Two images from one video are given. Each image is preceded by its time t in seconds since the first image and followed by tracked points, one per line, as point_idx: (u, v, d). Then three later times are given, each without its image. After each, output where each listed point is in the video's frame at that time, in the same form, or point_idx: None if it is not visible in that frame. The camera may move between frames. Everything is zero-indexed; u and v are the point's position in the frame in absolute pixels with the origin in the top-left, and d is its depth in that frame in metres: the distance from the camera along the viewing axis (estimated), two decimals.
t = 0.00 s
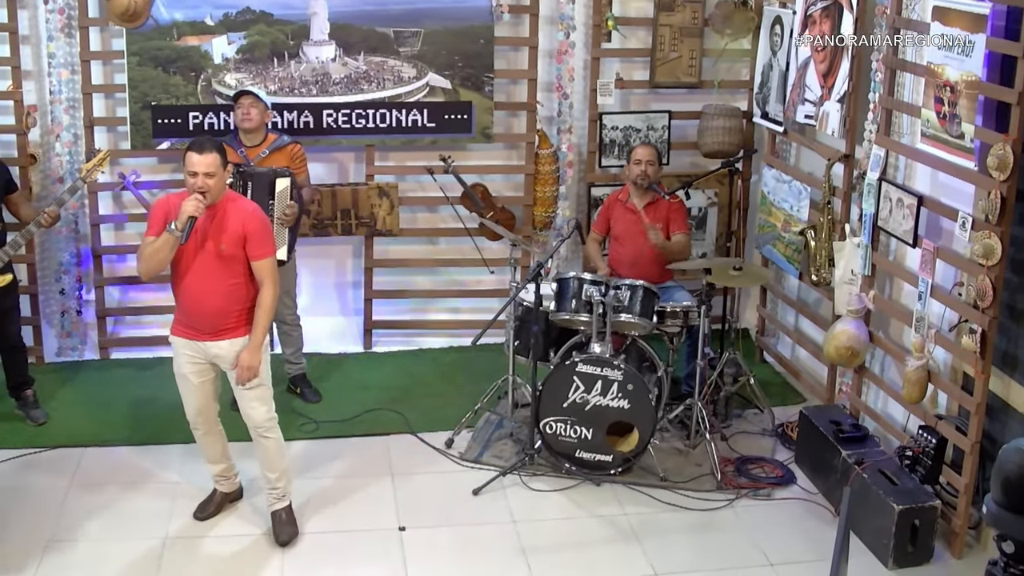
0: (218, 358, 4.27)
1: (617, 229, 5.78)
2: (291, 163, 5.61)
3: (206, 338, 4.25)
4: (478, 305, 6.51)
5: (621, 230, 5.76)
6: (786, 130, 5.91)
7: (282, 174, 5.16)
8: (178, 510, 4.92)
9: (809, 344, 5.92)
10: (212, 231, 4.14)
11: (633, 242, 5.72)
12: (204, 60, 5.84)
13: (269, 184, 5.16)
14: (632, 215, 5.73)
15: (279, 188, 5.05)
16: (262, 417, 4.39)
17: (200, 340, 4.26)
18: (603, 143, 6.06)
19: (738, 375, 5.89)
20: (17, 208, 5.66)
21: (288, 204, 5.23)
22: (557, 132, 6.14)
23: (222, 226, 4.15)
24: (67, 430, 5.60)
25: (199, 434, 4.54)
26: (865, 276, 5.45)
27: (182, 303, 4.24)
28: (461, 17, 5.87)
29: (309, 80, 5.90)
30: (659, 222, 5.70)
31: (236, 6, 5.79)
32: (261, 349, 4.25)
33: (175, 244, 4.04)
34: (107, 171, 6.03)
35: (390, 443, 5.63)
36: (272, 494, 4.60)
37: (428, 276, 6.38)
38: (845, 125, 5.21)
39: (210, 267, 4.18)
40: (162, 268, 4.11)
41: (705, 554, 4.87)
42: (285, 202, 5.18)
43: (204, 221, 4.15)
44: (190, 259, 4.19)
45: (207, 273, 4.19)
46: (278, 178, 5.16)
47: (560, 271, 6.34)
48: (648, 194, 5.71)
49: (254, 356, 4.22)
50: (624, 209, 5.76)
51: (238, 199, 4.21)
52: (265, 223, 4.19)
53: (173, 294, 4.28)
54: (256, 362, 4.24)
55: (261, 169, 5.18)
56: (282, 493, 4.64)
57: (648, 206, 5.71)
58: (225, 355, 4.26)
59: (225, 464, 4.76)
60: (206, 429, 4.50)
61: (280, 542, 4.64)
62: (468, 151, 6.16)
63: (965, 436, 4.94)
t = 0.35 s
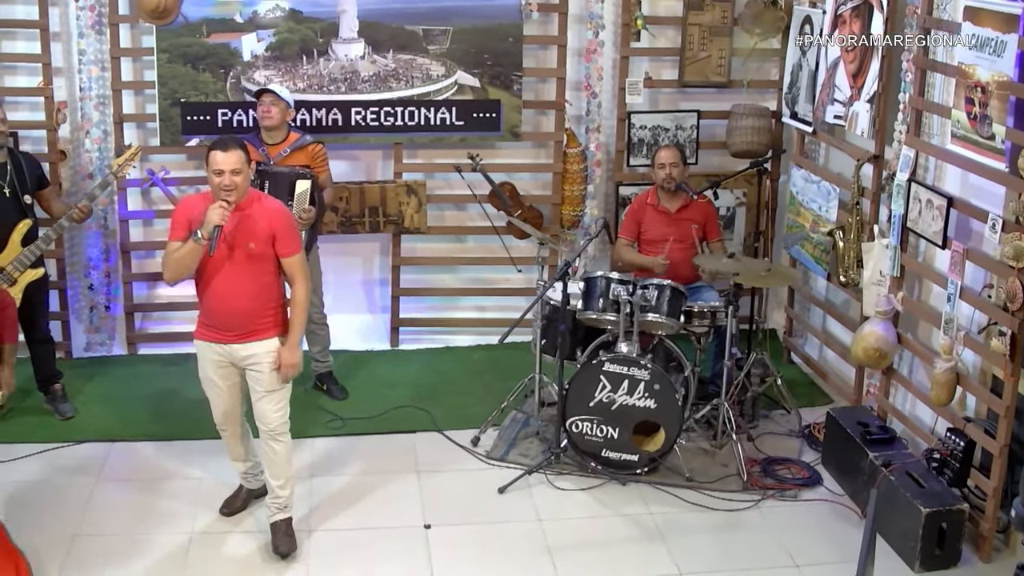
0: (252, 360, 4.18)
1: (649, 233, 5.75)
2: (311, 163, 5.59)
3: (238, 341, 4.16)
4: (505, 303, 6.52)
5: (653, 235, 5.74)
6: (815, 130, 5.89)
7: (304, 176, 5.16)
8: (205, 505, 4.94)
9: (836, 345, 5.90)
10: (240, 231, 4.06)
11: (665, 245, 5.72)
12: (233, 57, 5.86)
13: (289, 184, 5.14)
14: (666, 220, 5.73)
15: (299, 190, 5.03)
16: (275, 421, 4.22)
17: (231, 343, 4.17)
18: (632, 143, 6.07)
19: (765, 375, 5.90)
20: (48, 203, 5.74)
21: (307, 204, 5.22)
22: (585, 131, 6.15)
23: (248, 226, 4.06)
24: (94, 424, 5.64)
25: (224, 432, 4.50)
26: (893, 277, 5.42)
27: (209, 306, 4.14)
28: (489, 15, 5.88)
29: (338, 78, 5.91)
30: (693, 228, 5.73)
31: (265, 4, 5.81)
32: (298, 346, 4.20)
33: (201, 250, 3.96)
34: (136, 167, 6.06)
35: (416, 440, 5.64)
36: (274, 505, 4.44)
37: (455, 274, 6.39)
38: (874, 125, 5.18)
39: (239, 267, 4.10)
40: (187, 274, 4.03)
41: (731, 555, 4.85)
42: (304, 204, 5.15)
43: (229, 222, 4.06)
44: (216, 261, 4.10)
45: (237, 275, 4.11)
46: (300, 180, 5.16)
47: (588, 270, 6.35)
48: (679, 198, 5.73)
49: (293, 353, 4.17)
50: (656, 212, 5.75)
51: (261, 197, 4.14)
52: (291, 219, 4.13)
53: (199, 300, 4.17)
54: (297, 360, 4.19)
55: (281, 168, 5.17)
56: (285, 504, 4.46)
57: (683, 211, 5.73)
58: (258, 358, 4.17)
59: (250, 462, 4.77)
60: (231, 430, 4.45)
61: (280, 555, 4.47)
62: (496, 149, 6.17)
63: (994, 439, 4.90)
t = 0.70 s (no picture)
0: (292, 373, 4.14)
1: (682, 236, 5.73)
2: (334, 164, 5.60)
3: (278, 353, 4.13)
4: (536, 304, 6.53)
5: (687, 237, 5.72)
6: (849, 132, 5.87)
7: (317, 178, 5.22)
8: (236, 502, 4.95)
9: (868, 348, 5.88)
10: (283, 243, 4.02)
11: (700, 247, 5.71)
12: (267, 56, 5.88)
13: (303, 186, 5.21)
14: (700, 222, 5.72)
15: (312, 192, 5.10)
16: (312, 433, 4.14)
17: (271, 355, 4.13)
18: (665, 144, 6.07)
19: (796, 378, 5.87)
20: (87, 199, 5.76)
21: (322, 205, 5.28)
22: (617, 132, 6.16)
23: (292, 236, 4.02)
24: (126, 421, 5.66)
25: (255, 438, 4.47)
26: (926, 281, 5.38)
27: (250, 316, 4.11)
28: (523, 15, 5.89)
29: (370, 77, 5.93)
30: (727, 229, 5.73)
31: (299, 3, 5.84)
32: (338, 361, 4.14)
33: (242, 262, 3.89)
34: (169, 165, 6.09)
35: (446, 440, 5.65)
36: (304, 512, 4.45)
37: (486, 274, 6.41)
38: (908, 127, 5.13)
39: (281, 278, 4.06)
40: (227, 286, 4.00)
41: (761, 558, 4.83)
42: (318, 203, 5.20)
43: (273, 232, 4.02)
44: (258, 271, 4.06)
45: (279, 287, 4.07)
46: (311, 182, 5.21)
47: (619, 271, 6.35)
48: (711, 199, 5.72)
49: (333, 368, 4.10)
50: (688, 214, 5.73)
51: (307, 209, 4.09)
52: (335, 232, 4.08)
53: (241, 311, 4.14)
54: (337, 375, 4.12)
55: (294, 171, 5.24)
56: (314, 510, 4.48)
57: (715, 213, 5.72)
58: (297, 372, 4.14)
59: (282, 463, 4.77)
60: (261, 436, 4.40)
61: (308, 561, 4.49)
62: (529, 150, 6.18)
63: None
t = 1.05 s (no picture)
0: (333, 378, 4.07)
1: (716, 237, 5.71)
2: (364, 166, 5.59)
3: (320, 357, 4.06)
4: (566, 305, 6.53)
5: (721, 239, 5.70)
6: (882, 135, 5.84)
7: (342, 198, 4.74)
8: (266, 499, 4.96)
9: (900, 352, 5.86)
10: (332, 243, 3.96)
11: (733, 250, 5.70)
12: (300, 55, 5.90)
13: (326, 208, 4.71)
14: (734, 223, 5.70)
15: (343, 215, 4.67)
16: (349, 449, 4.12)
17: (313, 359, 4.06)
18: (697, 146, 6.07)
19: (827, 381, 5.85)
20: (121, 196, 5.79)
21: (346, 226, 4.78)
22: (649, 134, 6.16)
23: (342, 237, 3.96)
24: (157, 418, 5.69)
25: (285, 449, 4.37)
26: (959, 285, 5.35)
27: (295, 319, 4.03)
28: (556, 16, 5.89)
29: (403, 77, 5.94)
30: (761, 231, 5.71)
31: (333, 3, 5.86)
32: (379, 370, 4.06)
33: (290, 255, 3.83)
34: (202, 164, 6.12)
35: (475, 440, 5.65)
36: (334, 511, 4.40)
37: (517, 275, 6.42)
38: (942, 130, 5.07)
39: (328, 281, 3.99)
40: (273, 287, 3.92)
41: (791, 562, 4.79)
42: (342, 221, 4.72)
43: (322, 232, 3.96)
44: (307, 271, 3.98)
45: (326, 290, 3.99)
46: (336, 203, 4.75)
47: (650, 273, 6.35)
48: (744, 201, 5.70)
49: (373, 377, 4.02)
50: (721, 216, 5.71)
51: (358, 211, 4.03)
52: (386, 236, 4.02)
53: (286, 312, 4.06)
54: (376, 384, 4.04)
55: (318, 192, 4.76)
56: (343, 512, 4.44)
57: (749, 214, 5.70)
58: (338, 378, 4.07)
59: (307, 466, 4.62)
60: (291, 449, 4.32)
61: (337, 560, 4.47)
62: (561, 150, 6.19)
63: None
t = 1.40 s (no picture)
0: (371, 385, 4.04)
1: (748, 238, 5.69)
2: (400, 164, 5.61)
3: (357, 364, 4.03)
4: (597, 306, 6.53)
5: (753, 240, 5.68)
6: (916, 138, 5.80)
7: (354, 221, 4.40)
8: (297, 496, 4.98)
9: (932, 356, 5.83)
10: (366, 248, 3.95)
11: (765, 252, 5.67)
12: (333, 55, 5.93)
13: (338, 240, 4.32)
14: (766, 225, 5.67)
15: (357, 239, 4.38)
16: (381, 452, 4.19)
17: (350, 366, 4.03)
18: (729, 147, 6.06)
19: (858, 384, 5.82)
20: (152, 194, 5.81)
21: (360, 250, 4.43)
22: (682, 135, 6.16)
23: (377, 242, 3.95)
24: (188, 415, 5.72)
25: (309, 470, 4.15)
26: (993, 289, 5.29)
27: (331, 325, 4.01)
28: (588, 16, 5.89)
29: (435, 77, 5.95)
30: (794, 233, 5.67)
31: (366, 3, 5.89)
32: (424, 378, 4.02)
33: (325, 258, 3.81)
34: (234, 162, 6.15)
35: (505, 440, 5.66)
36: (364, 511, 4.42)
37: (547, 275, 6.42)
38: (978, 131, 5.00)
39: (364, 287, 3.98)
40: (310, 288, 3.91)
41: (821, 565, 4.76)
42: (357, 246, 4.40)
43: (358, 237, 3.95)
44: (342, 276, 3.98)
45: (362, 295, 3.98)
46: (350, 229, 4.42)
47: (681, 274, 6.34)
48: (777, 202, 5.67)
49: (419, 385, 3.99)
50: (754, 217, 5.68)
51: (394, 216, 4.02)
52: (422, 241, 4.00)
53: (323, 320, 4.04)
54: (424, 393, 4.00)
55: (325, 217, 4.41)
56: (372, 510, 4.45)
57: (782, 216, 5.67)
58: (375, 384, 4.04)
59: (327, 509, 4.28)
60: (320, 463, 4.12)
61: (366, 559, 4.47)
62: (592, 151, 6.18)
63: None
